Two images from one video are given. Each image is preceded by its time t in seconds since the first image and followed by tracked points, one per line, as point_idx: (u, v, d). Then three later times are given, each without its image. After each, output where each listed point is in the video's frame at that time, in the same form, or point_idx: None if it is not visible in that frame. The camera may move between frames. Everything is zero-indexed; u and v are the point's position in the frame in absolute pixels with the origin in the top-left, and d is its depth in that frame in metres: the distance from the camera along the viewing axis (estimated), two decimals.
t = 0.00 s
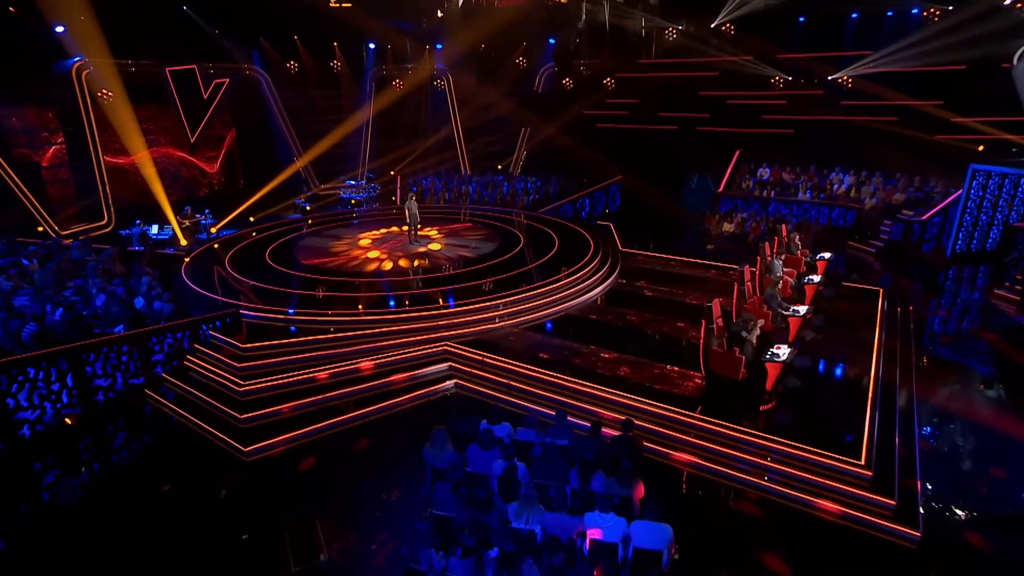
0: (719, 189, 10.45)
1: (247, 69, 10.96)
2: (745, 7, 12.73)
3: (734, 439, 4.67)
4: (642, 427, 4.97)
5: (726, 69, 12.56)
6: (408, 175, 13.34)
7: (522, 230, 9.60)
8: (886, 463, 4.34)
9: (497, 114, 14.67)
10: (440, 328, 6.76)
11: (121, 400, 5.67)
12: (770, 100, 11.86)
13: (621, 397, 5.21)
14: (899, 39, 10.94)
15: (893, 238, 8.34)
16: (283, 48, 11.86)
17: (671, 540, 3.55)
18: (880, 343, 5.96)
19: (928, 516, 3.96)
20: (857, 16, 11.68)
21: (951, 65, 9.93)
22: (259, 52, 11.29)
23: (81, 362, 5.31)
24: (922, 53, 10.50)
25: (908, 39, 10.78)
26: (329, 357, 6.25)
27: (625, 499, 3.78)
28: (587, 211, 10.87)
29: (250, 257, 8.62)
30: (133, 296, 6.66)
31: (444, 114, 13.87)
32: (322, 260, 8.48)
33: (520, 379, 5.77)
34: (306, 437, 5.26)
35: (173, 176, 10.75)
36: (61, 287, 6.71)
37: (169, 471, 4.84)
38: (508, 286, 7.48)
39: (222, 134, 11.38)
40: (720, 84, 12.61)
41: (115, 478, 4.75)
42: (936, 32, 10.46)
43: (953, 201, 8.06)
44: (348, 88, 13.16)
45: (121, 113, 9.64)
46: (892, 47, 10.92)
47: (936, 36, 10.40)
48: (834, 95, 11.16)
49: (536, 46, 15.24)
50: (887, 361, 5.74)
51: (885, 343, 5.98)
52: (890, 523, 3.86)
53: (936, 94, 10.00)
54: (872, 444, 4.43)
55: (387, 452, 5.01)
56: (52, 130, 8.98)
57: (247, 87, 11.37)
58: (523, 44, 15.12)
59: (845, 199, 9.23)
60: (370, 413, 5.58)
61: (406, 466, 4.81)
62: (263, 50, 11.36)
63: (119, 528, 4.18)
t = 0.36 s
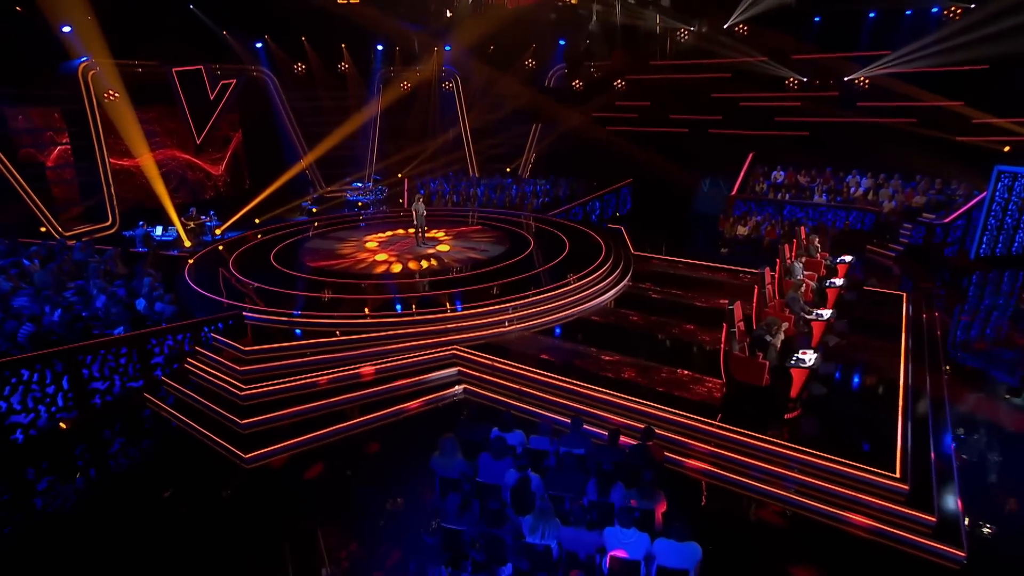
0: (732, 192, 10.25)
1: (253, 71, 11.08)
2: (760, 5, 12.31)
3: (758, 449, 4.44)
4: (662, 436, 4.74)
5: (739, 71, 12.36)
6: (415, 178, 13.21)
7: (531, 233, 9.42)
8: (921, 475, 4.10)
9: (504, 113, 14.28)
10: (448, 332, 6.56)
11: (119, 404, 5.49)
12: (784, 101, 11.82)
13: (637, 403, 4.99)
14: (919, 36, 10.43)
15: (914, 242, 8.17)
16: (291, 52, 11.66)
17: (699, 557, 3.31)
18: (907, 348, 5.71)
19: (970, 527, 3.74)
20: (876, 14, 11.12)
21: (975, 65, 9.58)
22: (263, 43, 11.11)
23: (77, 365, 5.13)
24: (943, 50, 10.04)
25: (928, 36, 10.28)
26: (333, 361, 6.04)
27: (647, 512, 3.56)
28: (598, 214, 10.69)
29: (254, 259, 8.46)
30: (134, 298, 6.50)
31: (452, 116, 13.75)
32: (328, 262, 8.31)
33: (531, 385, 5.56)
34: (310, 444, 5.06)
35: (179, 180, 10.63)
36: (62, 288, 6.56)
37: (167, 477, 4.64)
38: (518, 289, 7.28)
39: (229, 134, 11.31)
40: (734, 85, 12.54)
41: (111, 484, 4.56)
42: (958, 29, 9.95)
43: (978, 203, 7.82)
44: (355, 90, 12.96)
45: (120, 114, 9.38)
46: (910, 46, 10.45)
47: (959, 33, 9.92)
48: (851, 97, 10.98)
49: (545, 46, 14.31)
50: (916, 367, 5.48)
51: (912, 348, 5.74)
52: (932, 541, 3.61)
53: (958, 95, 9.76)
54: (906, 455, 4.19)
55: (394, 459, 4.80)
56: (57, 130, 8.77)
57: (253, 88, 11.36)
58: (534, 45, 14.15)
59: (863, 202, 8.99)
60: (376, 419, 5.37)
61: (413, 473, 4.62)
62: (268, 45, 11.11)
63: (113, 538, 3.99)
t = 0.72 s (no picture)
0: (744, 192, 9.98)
1: (257, 69, 10.83)
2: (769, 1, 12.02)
3: (785, 458, 4.19)
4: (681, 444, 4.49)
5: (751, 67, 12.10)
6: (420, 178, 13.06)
7: (538, 233, 9.20)
8: (960, 487, 3.83)
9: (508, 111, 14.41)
10: (454, 333, 6.31)
11: (110, 406, 5.27)
12: (796, 99, 11.49)
13: (654, 408, 4.75)
14: (936, 32, 10.14)
15: (934, 242, 7.86)
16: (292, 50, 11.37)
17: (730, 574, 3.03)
18: (936, 351, 5.44)
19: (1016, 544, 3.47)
20: (893, 8, 11.11)
21: (999, 60, 9.35)
22: (265, 39, 10.75)
23: (66, 365, 4.92)
24: (965, 44, 9.77)
25: (945, 31, 10.00)
26: (334, 362, 5.81)
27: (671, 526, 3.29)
28: (607, 214, 10.47)
29: (254, 258, 8.26)
30: (130, 297, 6.29)
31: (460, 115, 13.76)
32: (330, 262, 8.09)
33: (541, 388, 5.32)
34: (309, 449, 4.82)
35: (180, 179, 10.49)
36: (54, 286, 6.36)
37: (159, 482, 4.40)
38: (524, 290, 7.03)
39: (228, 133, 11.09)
40: (744, 82, 12.13)
41: (98, 491, 4.31)
42: (976, 23, 9.72)
43: (1004, 200, 7.36)
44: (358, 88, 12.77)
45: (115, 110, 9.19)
46: (927, 42, 10.10)
47: (978, 27, 9.68)
48: (867, 92, 10.67)
49: (553, 42, 14.15)
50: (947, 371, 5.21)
51: (941, 351, 5.48)
52: (977, 560, 3.35)
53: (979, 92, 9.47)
54: (945, 466, 3.91)
55: (398, 465, 4.56)
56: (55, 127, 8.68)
57: (254, 85, 11.11)
58: (541, 42, 14.06)
59: (880, 202, 8.74)
60: (379, 424, 5.13)
61: (418, 479, 4.37)
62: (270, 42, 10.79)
63: (98, 549, 3.74)
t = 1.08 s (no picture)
0: (757, 193, 9.75)
1: (258, 66, 10.64)
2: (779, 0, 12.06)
3: (813, 470, 3.93)
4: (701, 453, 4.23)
5: (764, 66, 11.93)
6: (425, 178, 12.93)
7: (545, 233, 9.00)
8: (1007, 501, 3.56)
9: (515, 113, 14.29)
10: (459, 336, 6.08)
11: (101, 410, 5.04)
12: (810, 99, 11.35)
13: (671, 414, 4.51)
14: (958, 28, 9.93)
15: (956, 243, 7.49)
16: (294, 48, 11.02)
17: None
18: (967, 356, 5.18)
19: None
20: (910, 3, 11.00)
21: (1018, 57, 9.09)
22: (268, 38, 10.53)
23: (54, 368, 4.70)
24: (985, 41, 9.56)
25: (967, 26, 9.80)
26: (334, 366, 5.58)
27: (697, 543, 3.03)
28: (616, 215, 10.27)
29: (254, 258, 8.09)
30: (125, 297, 6.09)
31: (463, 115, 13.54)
32: (332, 262, 7.90)
33: (552, 394, 5.08)
34: (308, 457, 4.58)
35: (181, 180, 10.36)
36: (47, 286, 6.16)
37: (149, 491, 4.16)
38: (532, 292, 6.80)
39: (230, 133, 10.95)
40: (756, 80, 12.06)
41: (85, 501, 4.07)
42: (999, 18, 9.49)
43: None
44: (361, 87, 12.40)
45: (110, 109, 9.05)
46: (945, 38, 9.88)
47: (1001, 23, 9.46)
48: (884, 89, 10.48)
49: (560, 40, 13.67)
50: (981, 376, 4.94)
51: (973, 356, 5.21)
52: None
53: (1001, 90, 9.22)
54: (988, 479, 3.65)
55: (401, 474, 4.31)
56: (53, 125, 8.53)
57: (255, 83, 10.93)
58: (548, 41, 13.62)
59: (898, 203, 8.51)
60: (381, 430, 4.89)
61: (423, 489, 4.12)
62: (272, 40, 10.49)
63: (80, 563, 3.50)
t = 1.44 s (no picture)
0: (768, 196, 9.53)
1: (261, 68, 10.29)
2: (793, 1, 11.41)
3: (845, 486, 3.65)
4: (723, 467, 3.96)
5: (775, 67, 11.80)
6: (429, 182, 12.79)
7: (552, 237, 8.79)
8: None
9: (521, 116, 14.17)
10: (464, 342, 5.83)
11: (88, 419, 4.79)
12: (823, 100, 11.19)
13: (689, 425, 4.26)
14: (978, 24, 9.65)
15: (978, 247, 7.26)
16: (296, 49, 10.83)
17: None
18: (1002, 363, 4.92)
19: None
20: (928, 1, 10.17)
21: None
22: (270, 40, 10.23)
23: (39, 374, 4.45)
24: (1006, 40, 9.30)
25: (988, 23, 9.57)
26: (334, 372, 5.33)
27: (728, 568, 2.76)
28: (624, 219, 10.04)
29: (253, 260, 7.91)
30: (119, 301, 5.86)
31: (469, 118, 13.53)
32: (333, 265, 7.69)
33: (563, 403, 4.83)
34: (304, 468, 4.31)
35: (182, 183, 10.40)
36: (37, 290, 5.96)
37: (135, 505, 3.89)
38: (540, 296, 6.56)
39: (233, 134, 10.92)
40: (769, 82, 11.94)
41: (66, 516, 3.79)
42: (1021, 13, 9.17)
43: None
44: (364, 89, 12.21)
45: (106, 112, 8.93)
46: (966, 35, 9.68)
47: None
48: (901, 90, 10.27)
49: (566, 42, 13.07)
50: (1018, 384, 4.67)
51: (1008, 363, 4.94)
52: None
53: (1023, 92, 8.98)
54: None
55: (404, 488, 4.04)
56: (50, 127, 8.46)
57: (255, 83, 10.53)
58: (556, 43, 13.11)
59: (916, 206, 8.27)
60: (382, 440, 4.62)
61: (427, 504, 3.85)
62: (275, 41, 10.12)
63: None
